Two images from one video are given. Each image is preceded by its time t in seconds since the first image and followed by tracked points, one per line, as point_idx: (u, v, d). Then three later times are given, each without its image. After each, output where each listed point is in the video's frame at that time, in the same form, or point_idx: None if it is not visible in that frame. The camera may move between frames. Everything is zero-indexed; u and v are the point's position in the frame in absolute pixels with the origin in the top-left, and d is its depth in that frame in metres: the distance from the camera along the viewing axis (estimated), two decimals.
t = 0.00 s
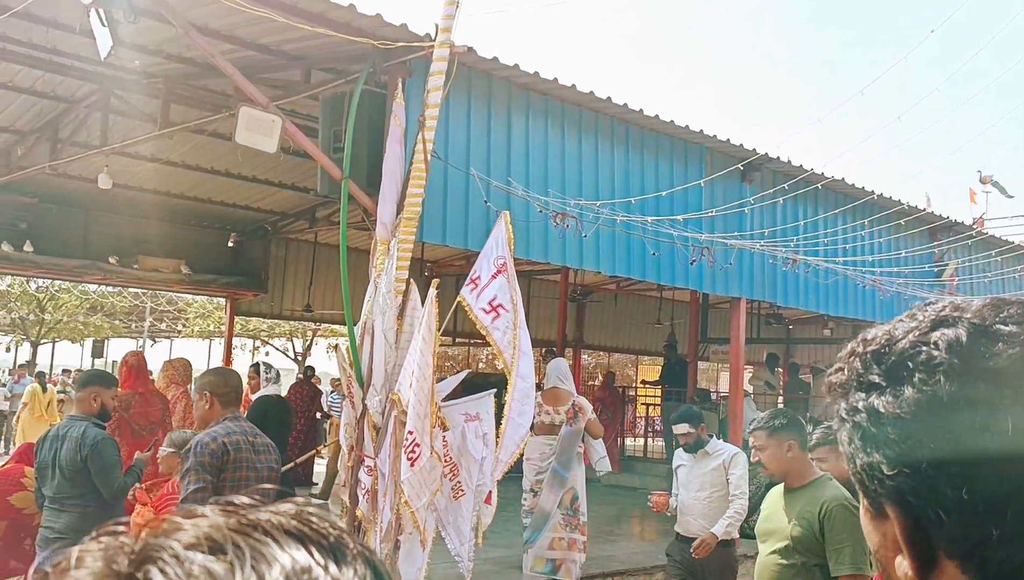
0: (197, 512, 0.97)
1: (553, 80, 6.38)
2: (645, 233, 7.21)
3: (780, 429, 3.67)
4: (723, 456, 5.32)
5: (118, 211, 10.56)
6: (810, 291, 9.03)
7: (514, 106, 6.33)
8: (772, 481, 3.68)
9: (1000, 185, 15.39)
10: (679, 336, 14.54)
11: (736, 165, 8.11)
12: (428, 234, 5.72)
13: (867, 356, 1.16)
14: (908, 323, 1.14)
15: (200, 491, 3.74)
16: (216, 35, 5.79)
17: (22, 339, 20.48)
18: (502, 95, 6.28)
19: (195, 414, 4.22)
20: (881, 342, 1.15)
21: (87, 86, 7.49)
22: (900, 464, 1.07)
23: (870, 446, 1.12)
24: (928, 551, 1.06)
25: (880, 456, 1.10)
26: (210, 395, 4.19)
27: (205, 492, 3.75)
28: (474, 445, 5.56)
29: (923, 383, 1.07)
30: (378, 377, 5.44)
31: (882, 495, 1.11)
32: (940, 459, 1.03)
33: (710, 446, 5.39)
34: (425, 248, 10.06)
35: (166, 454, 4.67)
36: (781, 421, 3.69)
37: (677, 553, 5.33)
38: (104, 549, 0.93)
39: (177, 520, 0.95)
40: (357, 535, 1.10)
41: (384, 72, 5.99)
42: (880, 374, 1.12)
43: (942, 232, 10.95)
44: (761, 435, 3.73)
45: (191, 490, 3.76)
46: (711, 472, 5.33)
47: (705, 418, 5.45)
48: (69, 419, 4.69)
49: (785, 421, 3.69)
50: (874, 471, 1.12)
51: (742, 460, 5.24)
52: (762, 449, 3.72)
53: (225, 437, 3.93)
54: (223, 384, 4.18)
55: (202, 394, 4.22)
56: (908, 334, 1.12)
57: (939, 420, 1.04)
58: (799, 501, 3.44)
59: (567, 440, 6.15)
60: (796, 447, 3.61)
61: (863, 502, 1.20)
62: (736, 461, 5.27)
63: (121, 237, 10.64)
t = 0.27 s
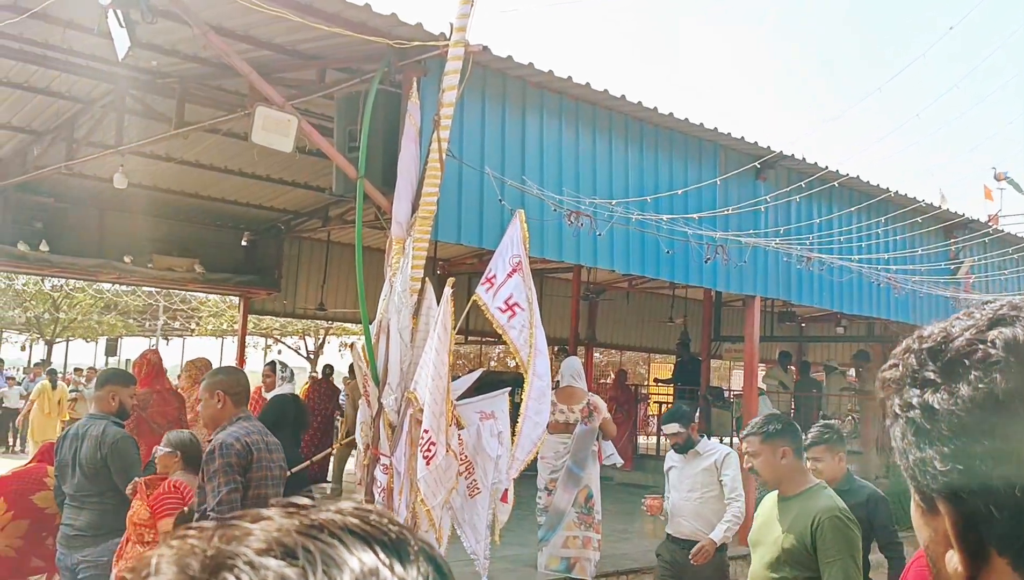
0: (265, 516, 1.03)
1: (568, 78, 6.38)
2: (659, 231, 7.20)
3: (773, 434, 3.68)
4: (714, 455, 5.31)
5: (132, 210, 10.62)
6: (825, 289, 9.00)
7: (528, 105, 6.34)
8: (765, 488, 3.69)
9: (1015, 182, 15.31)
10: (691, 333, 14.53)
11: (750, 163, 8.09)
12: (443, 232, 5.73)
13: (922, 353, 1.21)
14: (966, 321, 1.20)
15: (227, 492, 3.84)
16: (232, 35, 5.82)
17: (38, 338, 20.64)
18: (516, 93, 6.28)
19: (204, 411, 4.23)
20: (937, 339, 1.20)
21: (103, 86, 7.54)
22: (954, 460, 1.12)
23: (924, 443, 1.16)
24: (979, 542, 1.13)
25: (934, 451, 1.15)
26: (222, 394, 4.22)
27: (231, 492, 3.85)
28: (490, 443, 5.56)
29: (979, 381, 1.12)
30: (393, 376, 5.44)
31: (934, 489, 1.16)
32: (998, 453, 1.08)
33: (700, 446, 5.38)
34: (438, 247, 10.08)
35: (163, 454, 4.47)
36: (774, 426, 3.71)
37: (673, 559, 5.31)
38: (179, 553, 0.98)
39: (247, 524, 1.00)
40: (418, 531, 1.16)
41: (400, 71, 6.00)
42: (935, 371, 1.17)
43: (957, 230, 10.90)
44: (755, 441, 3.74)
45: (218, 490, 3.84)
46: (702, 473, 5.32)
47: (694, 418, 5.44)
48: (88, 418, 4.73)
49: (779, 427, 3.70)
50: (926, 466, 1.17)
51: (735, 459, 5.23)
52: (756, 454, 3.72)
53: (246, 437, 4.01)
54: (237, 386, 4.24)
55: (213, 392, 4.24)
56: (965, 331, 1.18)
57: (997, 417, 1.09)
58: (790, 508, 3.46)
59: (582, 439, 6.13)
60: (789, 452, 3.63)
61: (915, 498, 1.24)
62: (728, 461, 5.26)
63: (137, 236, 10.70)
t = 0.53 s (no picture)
0: (346, 501, 1.04)
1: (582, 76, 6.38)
2: (673, 228, 7.20)
3: (771, 433, 3.63)
4: (710, 449, 5.30)
5: (147, 209, 10.68)
6: (839, 286, 8.97)
7: (542, 102, 6.34)
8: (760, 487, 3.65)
9: None
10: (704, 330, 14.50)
11: (764, 160, 8.08)
12: (458, 230, 5.75)
13: (985, 342, 1.38)
14: None
15: (249, 493, 3.90)
16: (249, 34, 5.86)
17: (53, 335, 20.78)
18: (530, 91, 6.29)
19: (212, 407, 4.16)
20: (1000, 330, 1.37)
21: (120, 86, 7.59)
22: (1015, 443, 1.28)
23: (986, 429, 1.33)
24: None
25: (994, 436, 1.31)
26: (231, 391, 4.19)
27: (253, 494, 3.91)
28: (505, 440, 5.57)
29: None
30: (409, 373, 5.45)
31: (993, 472, 1.32)
32: None
33: (696, 438, 5.37)
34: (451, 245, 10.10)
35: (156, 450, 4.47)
36: (773, 425, 3.65)
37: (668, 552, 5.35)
38: (266, 538, 0.98)
39: (332, 509, 1.01)
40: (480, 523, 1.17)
41: (415, 69, 6.01)
42: (1000, 358, 1.34)
43: (973, 227, 10.86)
44: (751, 438, 3.67)
45: (240, 491, 3.88)
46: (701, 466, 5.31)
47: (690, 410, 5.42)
48: (106, 416, 4.77)
49: (777, 426, 3.65)
50: (986, 451, 1.33)
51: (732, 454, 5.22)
52: (751, 453, 3.66)
53: (262, 437, 4.05)
54: (248, 383, 4.23)
55: (221, 388, 4.19)
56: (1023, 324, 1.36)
57: None
58: (786, 511, 3.43)
59: (597, 436, 6.14)
60: (787, 452, 3.58)
61: (972, 485, 1.40)
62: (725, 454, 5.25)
63: (151, 235, 10.75)
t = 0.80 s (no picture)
0: (425, 489, 1.05)
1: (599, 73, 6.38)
2: (690, 225, 7.19)
3: (768, 420, 3.55)
4: (711, 443, 5.28)
5: (163, 207, 10.75)
6: (857, 283, 8.94)
7: (559, 99, 6.35)
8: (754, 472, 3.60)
9: None
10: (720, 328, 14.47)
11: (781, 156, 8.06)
12: (476, 227, 5.76)
13: None
14: None
15: (259, 492, 3.87)
16: (268, 32, 5.88)
17: (70, 333, 20.93)
18: (547, 88, 6.29)
19: (217, 404, 4.13)
20: None
21: (138, 85, 7.63)
22: None
23: None
24: None
25: None
26: (236, 389, 4.18)
27: (263, 493, 3.89)
28: (523, 436, 5.57)
29: None
30: (428, 370, 5.47)
31: None
32: None
33: (698, 432, 5.35)
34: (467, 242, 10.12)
35: (153, 445, 4.37)
36: (770, 411, 3.57)
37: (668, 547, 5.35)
38: (351, 523, 0.99)
39: (413, 494, 1.02)
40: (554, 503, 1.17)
41: (433, 66, 6.02)
42: None
43: (991, 223, 10.79)
44: (748, 425, 3.59)
45: (250, 490, 3.85)
46: (701, 461, 5.28)
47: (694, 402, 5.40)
48: (130, 411, 4.82)
49: (775, 412, 3.57)
50: None
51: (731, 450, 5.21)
52: (748, 439, 3.59)
53: (269, 436, 4.04)
54: (252, 382, 4.24)
55: (225, 385, 4.17)
56: None
57: None
58: (783, 498, 3.35)
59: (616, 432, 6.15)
60: (785, 440, 3.51)
61: None
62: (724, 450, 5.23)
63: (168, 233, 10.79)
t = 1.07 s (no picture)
0: (492, 478, 0.99)
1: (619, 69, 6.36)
2: (711, 222, 7.16)
3: (762, 410, 3.36)
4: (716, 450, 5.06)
5: (183, 204, 10.81)
6: (878, 280, 8.88)
7: (580, 96, 6.33)
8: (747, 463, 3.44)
9: None
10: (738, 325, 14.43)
11: (802, 152, 8.02)
12: (497, 224, 5.76)
13: None
14: None
15: (257, 488, 3.82)
16: (289, 29, 5.90)
17: (90, 331, 21.11)
18: (567, 85, 6.28)
19: (218, 397, 4.03)
20: None
21: (159, 82, 7.67)
22: None
23: None
24: None
25: None
26: (238, 382, 4.09)
27: (262, 490, 3.85)
28: (543, 432, 5.57)
29: None
30: (449, 367, 5.47)
31: None
32: None
33: (703, 436, 5.11)
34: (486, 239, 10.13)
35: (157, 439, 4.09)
36: (765, 401, 3.39)
37: (669, 551, 5.18)
38: (428, 517, 0.93)
39: (484, 484, 0.96)
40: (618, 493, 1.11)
41: (454, 63, 6.02)
42: None
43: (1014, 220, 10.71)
44: (740, 415, 3.42)
45: (249, 485, 3.81)
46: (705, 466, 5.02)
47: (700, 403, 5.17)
48: (155, 406, 4.85)
49: (770, 402, 3.38)
50: None
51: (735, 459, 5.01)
52: (740, 431, 3.41)
53: (270, 432, 4.02)
54: (254, 377, 4.16)
55: (227, 378, 4.07)
56: None
57: None
58: (776, 490, 3.22)
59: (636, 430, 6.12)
60: (779, 431, 3.34)
61: None
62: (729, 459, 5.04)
63: (188, 229, 10.83)
